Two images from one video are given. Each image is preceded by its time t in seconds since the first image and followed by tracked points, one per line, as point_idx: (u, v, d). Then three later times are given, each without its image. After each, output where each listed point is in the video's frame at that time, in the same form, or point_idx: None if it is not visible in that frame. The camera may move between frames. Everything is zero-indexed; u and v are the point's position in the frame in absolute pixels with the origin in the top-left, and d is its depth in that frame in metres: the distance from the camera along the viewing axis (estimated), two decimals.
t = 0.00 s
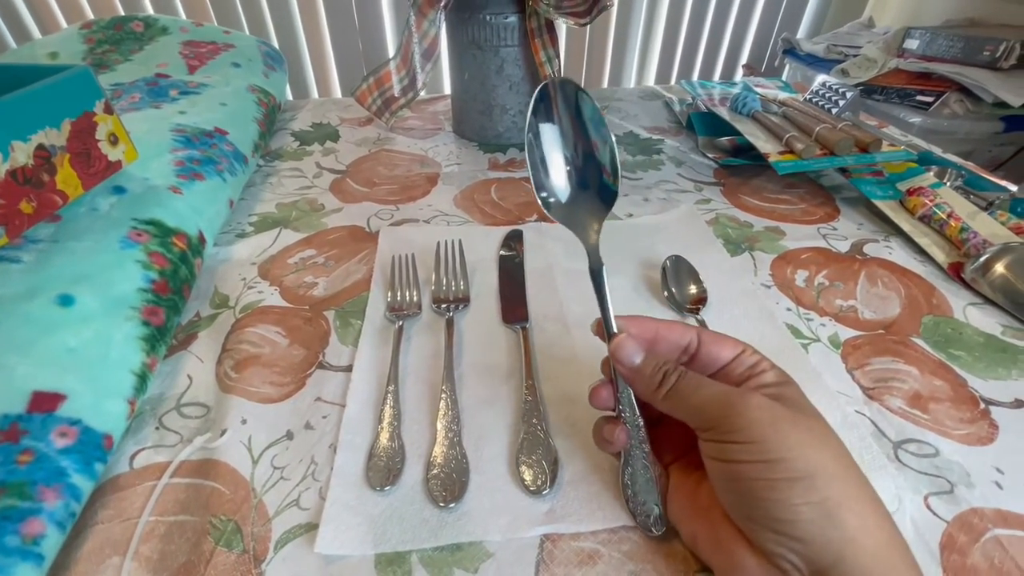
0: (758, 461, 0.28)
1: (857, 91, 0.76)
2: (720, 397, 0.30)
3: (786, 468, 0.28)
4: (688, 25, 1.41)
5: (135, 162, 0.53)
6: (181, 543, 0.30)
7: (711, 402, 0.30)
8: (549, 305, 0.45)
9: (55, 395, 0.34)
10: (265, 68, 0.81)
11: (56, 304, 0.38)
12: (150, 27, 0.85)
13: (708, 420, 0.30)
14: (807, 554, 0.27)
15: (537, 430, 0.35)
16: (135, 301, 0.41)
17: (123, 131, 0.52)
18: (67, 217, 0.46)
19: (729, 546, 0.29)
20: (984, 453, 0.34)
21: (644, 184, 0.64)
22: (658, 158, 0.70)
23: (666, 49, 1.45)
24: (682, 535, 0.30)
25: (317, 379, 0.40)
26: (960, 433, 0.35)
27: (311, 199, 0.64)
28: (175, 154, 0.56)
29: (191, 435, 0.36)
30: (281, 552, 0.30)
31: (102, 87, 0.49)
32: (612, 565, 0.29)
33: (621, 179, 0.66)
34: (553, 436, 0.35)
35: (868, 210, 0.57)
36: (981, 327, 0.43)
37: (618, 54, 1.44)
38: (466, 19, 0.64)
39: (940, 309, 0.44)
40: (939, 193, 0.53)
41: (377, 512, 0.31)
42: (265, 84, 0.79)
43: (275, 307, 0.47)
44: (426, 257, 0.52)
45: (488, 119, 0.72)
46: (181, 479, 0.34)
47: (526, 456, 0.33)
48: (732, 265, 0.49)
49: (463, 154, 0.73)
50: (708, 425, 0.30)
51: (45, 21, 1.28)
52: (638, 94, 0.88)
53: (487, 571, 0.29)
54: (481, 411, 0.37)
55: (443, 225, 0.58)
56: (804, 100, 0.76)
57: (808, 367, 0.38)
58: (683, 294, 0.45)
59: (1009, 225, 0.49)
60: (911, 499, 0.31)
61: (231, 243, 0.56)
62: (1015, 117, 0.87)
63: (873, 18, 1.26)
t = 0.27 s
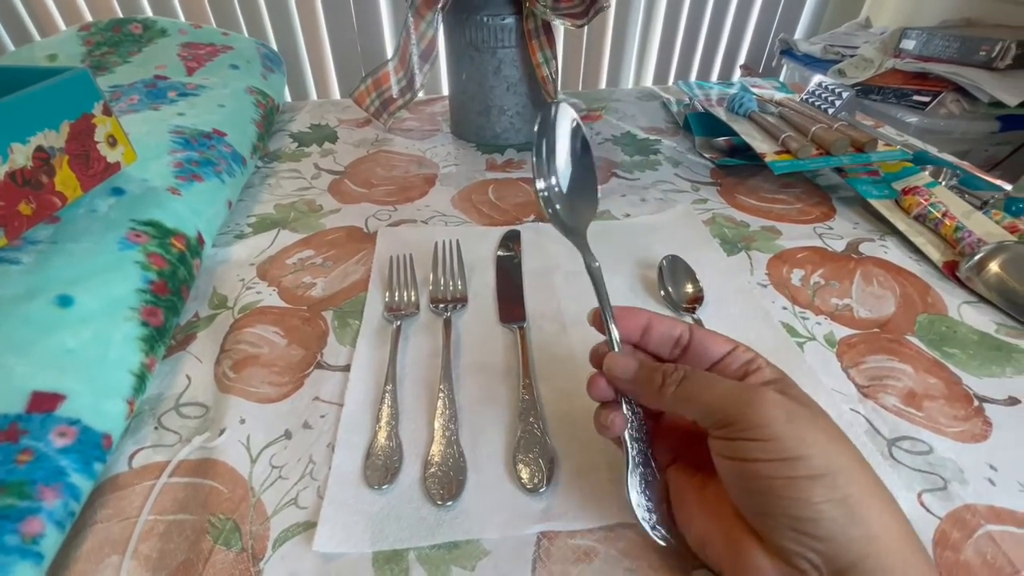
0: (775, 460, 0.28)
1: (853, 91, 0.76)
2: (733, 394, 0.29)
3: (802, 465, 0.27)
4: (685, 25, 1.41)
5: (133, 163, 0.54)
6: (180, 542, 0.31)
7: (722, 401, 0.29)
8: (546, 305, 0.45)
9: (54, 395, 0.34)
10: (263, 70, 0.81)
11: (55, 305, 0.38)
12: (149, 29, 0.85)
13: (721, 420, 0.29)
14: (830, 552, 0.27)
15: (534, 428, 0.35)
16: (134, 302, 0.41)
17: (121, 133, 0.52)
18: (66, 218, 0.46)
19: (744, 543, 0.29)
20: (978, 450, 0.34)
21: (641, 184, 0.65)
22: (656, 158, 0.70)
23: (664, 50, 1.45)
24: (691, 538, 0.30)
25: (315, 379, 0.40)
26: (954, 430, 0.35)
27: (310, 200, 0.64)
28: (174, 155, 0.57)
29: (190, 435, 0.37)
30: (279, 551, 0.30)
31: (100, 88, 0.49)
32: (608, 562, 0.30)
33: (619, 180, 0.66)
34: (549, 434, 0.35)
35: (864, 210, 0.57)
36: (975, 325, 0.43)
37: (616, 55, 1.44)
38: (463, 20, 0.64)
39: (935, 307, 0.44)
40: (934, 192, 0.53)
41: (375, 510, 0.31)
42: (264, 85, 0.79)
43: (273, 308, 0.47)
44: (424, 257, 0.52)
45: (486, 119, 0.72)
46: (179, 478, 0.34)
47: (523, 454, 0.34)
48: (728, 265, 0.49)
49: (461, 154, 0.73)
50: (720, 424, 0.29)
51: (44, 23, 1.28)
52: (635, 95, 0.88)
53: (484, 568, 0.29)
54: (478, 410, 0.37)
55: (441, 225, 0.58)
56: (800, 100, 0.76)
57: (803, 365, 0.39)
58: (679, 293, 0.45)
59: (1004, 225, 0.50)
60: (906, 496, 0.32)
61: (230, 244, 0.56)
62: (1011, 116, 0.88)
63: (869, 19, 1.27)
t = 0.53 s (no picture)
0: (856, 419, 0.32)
1: (846, 91, 0.77)
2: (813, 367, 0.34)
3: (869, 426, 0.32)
4: (679, 25, 1.41)
5: (128, 162, 0.53)
6: (180, 543, 0.31)
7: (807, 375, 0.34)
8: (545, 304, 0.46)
9: (50, 396, 0.34)
10: (257, 68, 0.81)
11: (50, 305, 0.38)
12: (141, 26, 0.84)
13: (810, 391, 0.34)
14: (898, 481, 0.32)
15: (534, 427, 0.35)
16: (130, 302, 0.41)
17: (115, 131, 0.52)
18: (60, 217, 0.46)
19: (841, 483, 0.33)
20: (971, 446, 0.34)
21: (637, 183, 0.65)
22: (651, 158, 0.70)
23: (658, 49, 1.46)
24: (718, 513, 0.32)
25: (314, 379, 0.40)
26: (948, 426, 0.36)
27: (306, 199, 0.63)
28: (168, 154, 0.56)
29: (188, 435, 0.36)
30: (280, 551, 0.30)
31: (94, 86, 0.49)
32: (609, 559, 0.30)
33: (615, 179, 0.66)
34: (549, 433, 0.35)
35: (858, 210, 0.58)
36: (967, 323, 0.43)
37: (610, 55, 1.45)
38: (460, 19, 0.64)
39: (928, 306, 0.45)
40: (926, 192, 0.54)
41: (376, 509, 0.31)
42: (258, 84, 0.78)
43: (271, 307, 0.47)
44: (422, 257, 0.52)
45: (482, 119, 0.72)
46: (178, 479, 0.34)
47: (523, 452, 0.34)
48: (724, 264, 0.49)
49: (457, 153, 0.73)
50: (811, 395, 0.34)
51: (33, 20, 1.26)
52: (630, 94, 0.89)
53: (486, 567, 0.30)
54: (478, 409, 0.37)
55: (438, 225, 0.58)
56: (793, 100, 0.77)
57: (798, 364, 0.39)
58: (676, 292, 0.45)
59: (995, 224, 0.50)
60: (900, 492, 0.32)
61: (225, 243, 0.55)
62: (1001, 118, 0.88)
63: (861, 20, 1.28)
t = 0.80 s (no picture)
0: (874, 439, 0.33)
1: (844, 92, 0.77)
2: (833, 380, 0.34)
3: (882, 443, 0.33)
4: (679, 26, 1.42)
5: (127, 161, 0.53)
6: (179, 540, 0.31)
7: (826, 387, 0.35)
8: (544, 303, 0.46)
9: (49, 394, 0.34)
10: (257, 68, 0.81)
11: (49, 303, 0.38)
12: (141, 26, 0.84)
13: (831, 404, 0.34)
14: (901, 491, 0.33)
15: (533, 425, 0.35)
16: (129, 301, 0.41)
17: (115, 130, 0.52)
18: (59, 216, 0.46)
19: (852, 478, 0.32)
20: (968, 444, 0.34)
21: (636, 183, 0.65)
22: (650, 157, 0.70)
23: (657, 50, 1.46)
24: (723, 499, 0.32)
25: (313, 377, 0.40)
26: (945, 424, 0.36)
27: (305, 198, 0.64)
28: (168, 153, 0.56)
29: (187, 433, 0.36)
30: (279, 548, 0.30)
31: (94, 85, 0.49)
32: (608, 556, 0.30)
33: (614, 179, 0.66)
34: (547, 430, 0.35)
35: (857, 209, 0.58)
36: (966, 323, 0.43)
37: (610, 56, 1.45)
38: (459, 19, 0.64)
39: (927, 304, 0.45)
40: (925, 192, 0.54)
41: (375, 507, 0.31)
42: (258, 83, 0.79)
43: (270, 306, 0.47)
44: (421, 256, 0.52)
45: (481, 119, 0.72)
46: (177, 477, 0.34)
47: (521, 450, 0.34)
48: (723, 262, 0.49)
49: (456, 153, 0.73)
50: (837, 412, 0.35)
51: (33, 20, 1.27)
52: (629, 94, 0.89)
53: (485, 564, 0.30)
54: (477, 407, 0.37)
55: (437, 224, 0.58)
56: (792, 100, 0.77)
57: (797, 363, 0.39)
58: (675, 291, 0.45)
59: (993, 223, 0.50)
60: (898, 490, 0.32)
61: (225, 242, 0.55)
62: (999, 118, 0.89)
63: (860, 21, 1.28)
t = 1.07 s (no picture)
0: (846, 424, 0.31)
1: (845, 91, 0.77)
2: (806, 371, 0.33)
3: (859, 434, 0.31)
4: (678, 26, 1.42)
5: (126, 160, 0.53)
6: (179, 541, 0.30)
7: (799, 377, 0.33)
8: (544, 302, 0.45)
9: (48, 394, 0.33)
10: (256, 68, 0.81)
11: (48, 303, 0.38)
12: (140, 26, 0.84)
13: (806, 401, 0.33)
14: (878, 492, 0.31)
15: (534, 425, 0.35)
16: (128, 300, 0.41)
17: (114, 130, 0.52)
18: (58, 215, 0.46)
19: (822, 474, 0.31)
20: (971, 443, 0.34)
21: (637, 182, 0.65)
22: (651, 157, 0.70)
23: (657, 49, 1.46)
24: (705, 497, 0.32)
25: (313, 377, 0.40)
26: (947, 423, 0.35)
27: (305, 198, 0.63)
28: (167, 153, 0.56)
29: (186, 433, 0.36)
30: (280, 548, 0.30)
31: (92, 84, 0.49)
32: (610, 556, 0.30)
33: (615, 178, 0.66)
34: (549, 430, 0.35)
35: (858, 208, 0.58)
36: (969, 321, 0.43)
37: (609, 56, 1.45)
38: (459, 19, 0.64)
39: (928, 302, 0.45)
40: (925, 190, 0.54)
41: (375, 507, 0.31)
42: (257, 83, 0.78)
43: (270, 306, 0.47)
44: (422, 255, 0.52)
45: (481, 118, 0.72)
46: (177, 477, 0.34)
47: (522, 449, 0.34)
48: (724, 261, 0.49)
49: (456, 153, 0.73)
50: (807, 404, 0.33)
51: (32, 20, 1.27)
52: (629, 94, 0.89)
53: (487, 564, 0.29)
54: (478, 406, 0.37)
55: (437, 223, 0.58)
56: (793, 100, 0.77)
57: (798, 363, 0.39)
58: (676, 290, 0.45)
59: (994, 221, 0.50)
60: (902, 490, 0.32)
61: (224, 242, 0.55)
62: (999, 117, 0.89)
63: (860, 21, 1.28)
